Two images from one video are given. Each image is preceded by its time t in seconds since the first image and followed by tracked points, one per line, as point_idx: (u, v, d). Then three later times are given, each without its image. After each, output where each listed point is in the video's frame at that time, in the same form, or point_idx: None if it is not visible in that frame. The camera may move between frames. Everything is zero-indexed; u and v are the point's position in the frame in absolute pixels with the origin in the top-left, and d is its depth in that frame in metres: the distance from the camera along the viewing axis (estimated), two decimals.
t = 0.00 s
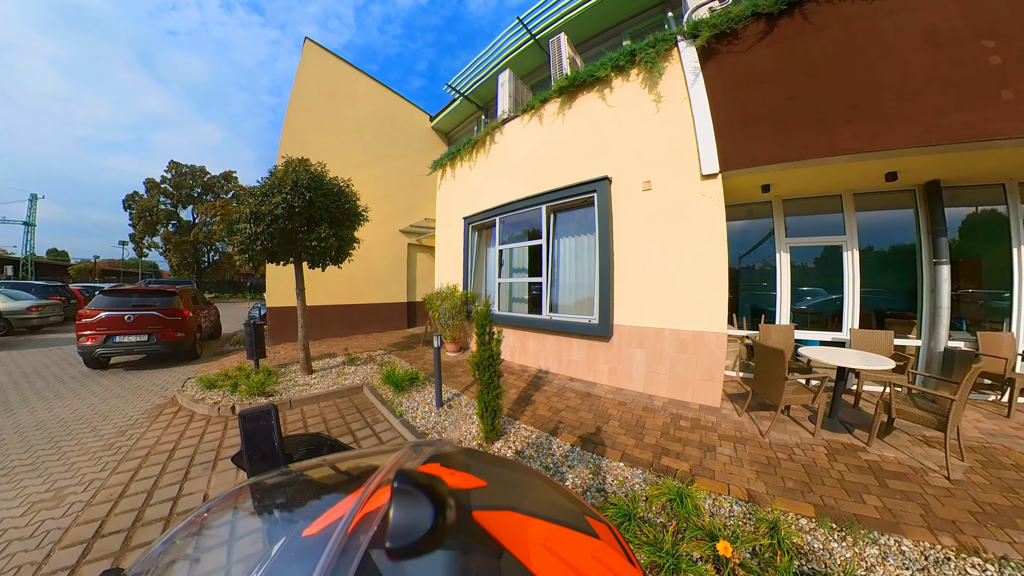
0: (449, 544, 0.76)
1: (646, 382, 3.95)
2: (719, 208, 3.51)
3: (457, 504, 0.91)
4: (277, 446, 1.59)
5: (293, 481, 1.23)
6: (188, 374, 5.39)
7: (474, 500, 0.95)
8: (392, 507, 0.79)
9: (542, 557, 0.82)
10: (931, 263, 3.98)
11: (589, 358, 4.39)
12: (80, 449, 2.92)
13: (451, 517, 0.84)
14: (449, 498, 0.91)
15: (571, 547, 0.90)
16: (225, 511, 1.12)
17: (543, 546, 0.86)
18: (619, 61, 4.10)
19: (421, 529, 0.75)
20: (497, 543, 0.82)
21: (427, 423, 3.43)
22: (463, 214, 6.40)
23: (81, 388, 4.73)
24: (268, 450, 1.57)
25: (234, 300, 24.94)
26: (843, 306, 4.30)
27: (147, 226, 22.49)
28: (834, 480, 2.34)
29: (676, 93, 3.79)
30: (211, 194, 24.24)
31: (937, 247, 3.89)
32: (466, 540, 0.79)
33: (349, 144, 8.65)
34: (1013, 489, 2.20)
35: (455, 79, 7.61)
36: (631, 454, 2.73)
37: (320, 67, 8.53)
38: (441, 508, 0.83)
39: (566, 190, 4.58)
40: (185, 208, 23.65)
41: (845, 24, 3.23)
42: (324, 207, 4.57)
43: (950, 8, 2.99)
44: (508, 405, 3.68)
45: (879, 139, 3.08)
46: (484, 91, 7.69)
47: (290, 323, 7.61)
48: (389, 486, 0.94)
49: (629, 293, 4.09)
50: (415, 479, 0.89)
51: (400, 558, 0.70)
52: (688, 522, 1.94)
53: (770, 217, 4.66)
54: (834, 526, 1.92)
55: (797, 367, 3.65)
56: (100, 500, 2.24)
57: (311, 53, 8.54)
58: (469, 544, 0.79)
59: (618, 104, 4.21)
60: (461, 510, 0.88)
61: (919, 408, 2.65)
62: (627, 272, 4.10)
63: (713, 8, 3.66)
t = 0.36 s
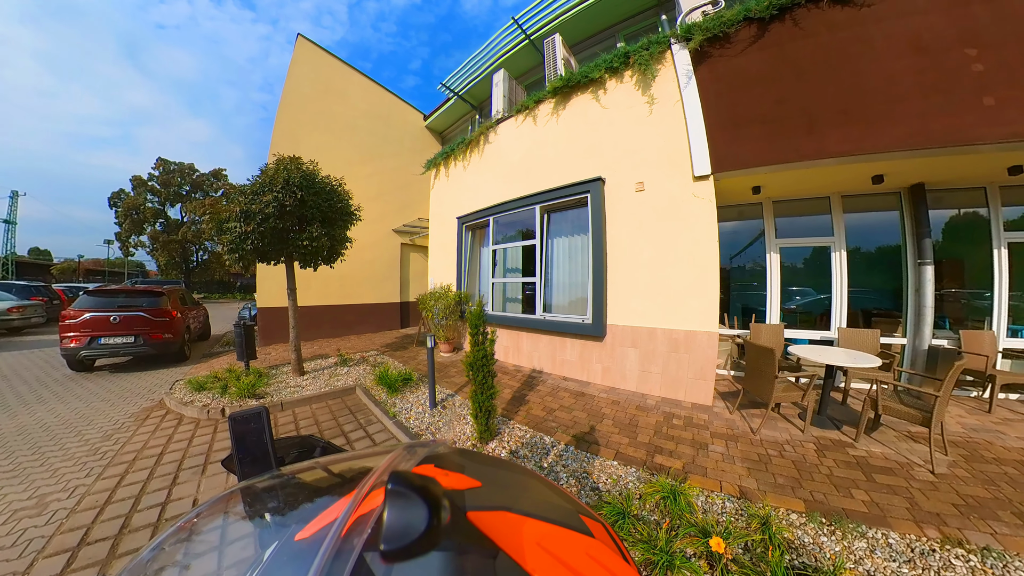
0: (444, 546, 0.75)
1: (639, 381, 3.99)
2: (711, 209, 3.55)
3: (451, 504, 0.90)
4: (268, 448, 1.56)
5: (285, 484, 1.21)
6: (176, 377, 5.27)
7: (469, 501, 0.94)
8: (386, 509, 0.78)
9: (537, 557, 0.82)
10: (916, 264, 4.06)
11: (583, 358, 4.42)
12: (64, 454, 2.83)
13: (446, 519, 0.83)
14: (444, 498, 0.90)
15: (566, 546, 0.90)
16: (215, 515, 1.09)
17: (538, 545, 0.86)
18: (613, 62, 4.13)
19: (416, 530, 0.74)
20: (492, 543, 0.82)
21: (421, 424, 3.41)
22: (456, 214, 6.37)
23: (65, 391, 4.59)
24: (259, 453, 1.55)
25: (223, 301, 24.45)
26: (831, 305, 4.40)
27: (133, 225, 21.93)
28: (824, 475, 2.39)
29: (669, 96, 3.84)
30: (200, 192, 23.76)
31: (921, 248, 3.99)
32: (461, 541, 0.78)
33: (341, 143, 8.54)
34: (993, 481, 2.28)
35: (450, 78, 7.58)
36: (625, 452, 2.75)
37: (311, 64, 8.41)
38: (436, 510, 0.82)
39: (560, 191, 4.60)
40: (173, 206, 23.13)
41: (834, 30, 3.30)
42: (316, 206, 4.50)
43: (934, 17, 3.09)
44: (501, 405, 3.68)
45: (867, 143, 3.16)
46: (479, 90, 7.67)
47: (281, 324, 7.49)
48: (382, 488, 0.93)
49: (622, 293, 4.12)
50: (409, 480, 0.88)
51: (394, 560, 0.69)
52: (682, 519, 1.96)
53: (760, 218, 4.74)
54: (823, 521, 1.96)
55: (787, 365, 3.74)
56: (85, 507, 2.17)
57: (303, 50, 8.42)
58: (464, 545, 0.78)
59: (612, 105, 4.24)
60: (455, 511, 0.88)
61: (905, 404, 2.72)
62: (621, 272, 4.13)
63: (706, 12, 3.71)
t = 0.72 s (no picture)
0: (438, 547, 0.74)
1: (632, 380, 4.02)
2: (703, 210, 3.60)
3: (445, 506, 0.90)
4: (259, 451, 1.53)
5: (277, 487, 1.19)
6: (164, 379, 5.15)
7: (463, 501, 0.94)
8: (379, 511, 0.77)
9: (532, 557, 0.82)
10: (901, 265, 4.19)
11: (577, 357, 4.44)
12: (47, 460, 2.74)
13: (441, 520, 0.82)
14: (438, 500, 0.89)
15: (562, 545, 0.91)
16: (205, 521, 1.06)
17: (532, 545, 0.86)
18: (607, 64, 4.15)
19: (410, 533, 0.73)
20: (486, 543, 0.82)
21: (414, 425, 3.38)
22: (450, 214, 6.34)
23: (46, 395, 4.44)
24: (250, 457, 1.52)
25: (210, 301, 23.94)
26: (820, 305, 4.50)
27: (119, 223, 21.43)
28: (814, 471, 2.44)
29: (662, 97, 3.88)
30: (189, 189, 23.24)
31: (906, 249, 4.10)
32: (456, 542, 0.78)
33: (332, 141, 8.42)
34: (974, 475, 2.36)
35: (444, 77, 7.55)
36: (618, 451, 2.77)
37: (303, 60, 8.29)
38: (430, 511, 0.81)
39: (553, 191, 4.61)
40: (160, 204, 22.59)
41: (823, 36, 3.38)
42: (308, 205, 4.44)
43: (918, 25, 3.19)
44: (495, 405, 3.68)
45: (855, 147, 3.23)
46: (473, 90, 7.65)
47: (271, 324, 7.36)
48: (376, 491, 0.92)
49: (615, 293, 4.15)
50: (402, 482, 0.87)
51: (388, 563, 0.68)
52: (676, 517, 1.99)
53: (751, 220, 4.82)
54: (813, 516, 2.01)
55: (777, 363, 3.82)
56: (69, 514, 2.10)
57: (295, 46, 8.31)
58: (459, 546, 0.77)
59: (606, 106, 4.27)
60: (449, 512, 0.87)
61: (890, 400, 2.80)
62: (614, 272, 4.16)
63: (699, 16, 3.76)
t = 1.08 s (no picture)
0: (434, 548, 0.74)
1: (626, 379, 4.06)
2: (696, 211, 3.65)
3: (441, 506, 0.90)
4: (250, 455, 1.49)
5: (269, 490, 1.17)
6: (152, 381, 5.04)
7: (458, 501, 0.94)
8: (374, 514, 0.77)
9: (528, 556, 0.82)
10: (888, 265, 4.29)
11: (571, 357, 4.45)
12: (31, 465, 2.66)
13: (436, 521, 0.82)
14: (433, 500, 0.89)
15: (558, 545, 0.91)
16: (195, 526, 1.04)
17: (529, 545, 0.86)
18: (601, 65, 4.17)
19: (405, 535, 0.72)
20: (482, 544, 0.82)
21: (409, 426, 3.36)
22: (444, 214, 6.31)
23: (29, 398, 4.31)
24: (242, 460, 1.49)
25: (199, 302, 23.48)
26: (810, 304, 4.59)
27: (106, 222, 21.01)
28: (804, 467, 2.49)
29: (656, 99, 3.91)
30: (178, 187, 22.79)
31: (893, 250, 4.20)
32: (453, 543, 0.78)
33: (325, 139, 8.32)
34: (959, 469, 2.43)
35: (438, 76, 7.51)
36: (612, 450, 2.79)
37: (295, 58, 8.18)
38: (425, 512, 0.81)
39: (548, 191, 4.61)
40: (148, 203, 22.12)
41: (814, 41, 3.45)
42: (300, 204, 4.38)
43: (905, 33, 3.28)
44: (490, 405, 3.67)
45: (844, 150, 3.31)
46: (467, 89, 7.62)
47: (262, 325, 7.25)
48: (371, 493, 0.92)
49: (610, 293, 4.18)
50: (397, 482, 0.87)
51: (385, 565, 0.67)
52: (670, 514, 2.01)
53: (743, 221, 4.90)
54: (804, 511, 2.05)
55: (768, 362, 3.88)
56: (54, 521, 2.04)
57: (288, 43, 8.20)
58: (456, 548, 0.77)
59: (600, 107, 4.29)
60: (445, 512, 0.87)
61: (878, 397, 2.87)
62: (608, 272, 4.19)
63: (693, 19, 3.80)
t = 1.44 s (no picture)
0: (428, 550, 0.74)
1: (620, 378, 4.09)
2: (688, 212, 3.70)
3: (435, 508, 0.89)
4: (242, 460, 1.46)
5: (261, 494, 1.15)
6: (139, 384, 4.91)
7: (453, 502, 0.94)
8: (368, 515, 0.76)
9: (523, 556, 0.83)
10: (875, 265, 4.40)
11: (564, 357, 4.47)
12: (12, 472, 2.57)
13: (430, 522, 0.82)
14: (428, 502, 0.89)
15: (553, 544, 0.91)
16: (185, 531, 1.02)
17: (524, 544, 0.87)
18: (596, 67, 4.20)
19: (399, 537, 0.72)
20: (478, 544, 0.82)
21: (402, 427, 3.33)
22: (437, 214, 6.28)
23: (8, 403, 4.16)
24: (232, 464, 1.46)
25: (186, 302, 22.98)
26: (799, 304, 4.69)
27: (90, 220, 20.50)
28: (794, 463, 2.55)
29: (649, 101, 3.95)
30: (165, 185, 22.26)
31: (880, 251, 4.31)
32: (447, 544, 0.78)
33: (316, 137, 8.20)
34: (942, 464, 2.50)
35: (433, 75, 7.47)
36: (606, 449, 2.81)
37: (285, 53, 8.05)
38: (419, 513, 0.80)
39: (542, 192, 4.62)
40: (134, 200, 21.58)
41: (804, 46, 3.52)
42: (291, 203, 4.31)
43: (890, 40, 3.37)
44: (484, 405, 3.67)
45: (833, 153, 3.38)
46: (462, 89, 7.60)
47: (252, 326, 7.12)
48: (364, 495, 0.91)
49: (603, 293, 4.20)
50: (391, 484, 0.87)
51: (378, 567, 0.67)
52: (664, 512, 2.03)
53: (734, 222, 4.98)
54: (794, 506, 2.09)
55: (759, 361, 3.95)
56: (37, 529, 1.97)
57: (279, 39, 8.08)
58: (451, 548, 0.77)
59: (594, 108, 4.32)
60: (439, 514, 0.87)
61: (865, 395, 2.94)
62: (602, 272, 4.21)
63: (686, 22, 3.84)
